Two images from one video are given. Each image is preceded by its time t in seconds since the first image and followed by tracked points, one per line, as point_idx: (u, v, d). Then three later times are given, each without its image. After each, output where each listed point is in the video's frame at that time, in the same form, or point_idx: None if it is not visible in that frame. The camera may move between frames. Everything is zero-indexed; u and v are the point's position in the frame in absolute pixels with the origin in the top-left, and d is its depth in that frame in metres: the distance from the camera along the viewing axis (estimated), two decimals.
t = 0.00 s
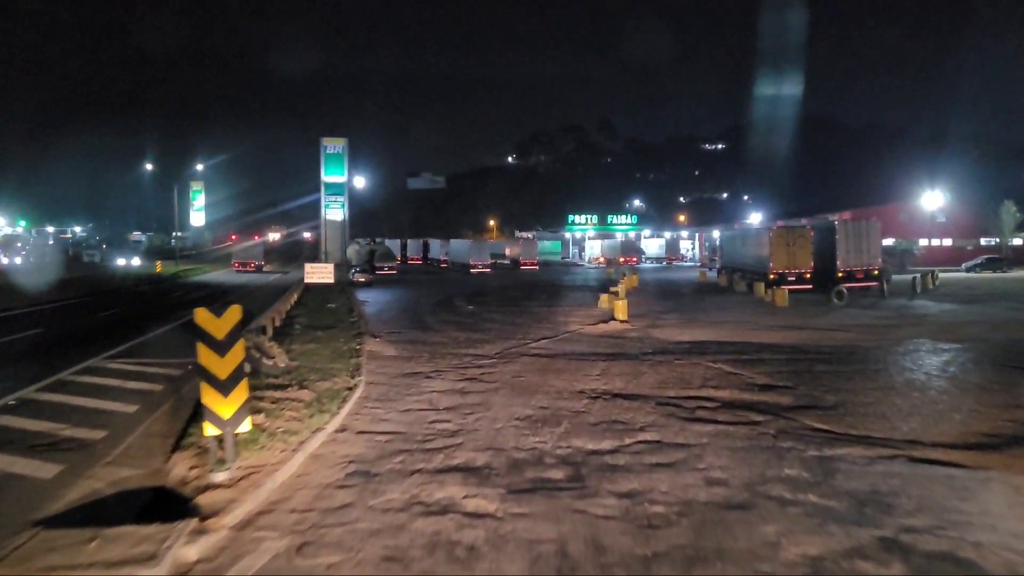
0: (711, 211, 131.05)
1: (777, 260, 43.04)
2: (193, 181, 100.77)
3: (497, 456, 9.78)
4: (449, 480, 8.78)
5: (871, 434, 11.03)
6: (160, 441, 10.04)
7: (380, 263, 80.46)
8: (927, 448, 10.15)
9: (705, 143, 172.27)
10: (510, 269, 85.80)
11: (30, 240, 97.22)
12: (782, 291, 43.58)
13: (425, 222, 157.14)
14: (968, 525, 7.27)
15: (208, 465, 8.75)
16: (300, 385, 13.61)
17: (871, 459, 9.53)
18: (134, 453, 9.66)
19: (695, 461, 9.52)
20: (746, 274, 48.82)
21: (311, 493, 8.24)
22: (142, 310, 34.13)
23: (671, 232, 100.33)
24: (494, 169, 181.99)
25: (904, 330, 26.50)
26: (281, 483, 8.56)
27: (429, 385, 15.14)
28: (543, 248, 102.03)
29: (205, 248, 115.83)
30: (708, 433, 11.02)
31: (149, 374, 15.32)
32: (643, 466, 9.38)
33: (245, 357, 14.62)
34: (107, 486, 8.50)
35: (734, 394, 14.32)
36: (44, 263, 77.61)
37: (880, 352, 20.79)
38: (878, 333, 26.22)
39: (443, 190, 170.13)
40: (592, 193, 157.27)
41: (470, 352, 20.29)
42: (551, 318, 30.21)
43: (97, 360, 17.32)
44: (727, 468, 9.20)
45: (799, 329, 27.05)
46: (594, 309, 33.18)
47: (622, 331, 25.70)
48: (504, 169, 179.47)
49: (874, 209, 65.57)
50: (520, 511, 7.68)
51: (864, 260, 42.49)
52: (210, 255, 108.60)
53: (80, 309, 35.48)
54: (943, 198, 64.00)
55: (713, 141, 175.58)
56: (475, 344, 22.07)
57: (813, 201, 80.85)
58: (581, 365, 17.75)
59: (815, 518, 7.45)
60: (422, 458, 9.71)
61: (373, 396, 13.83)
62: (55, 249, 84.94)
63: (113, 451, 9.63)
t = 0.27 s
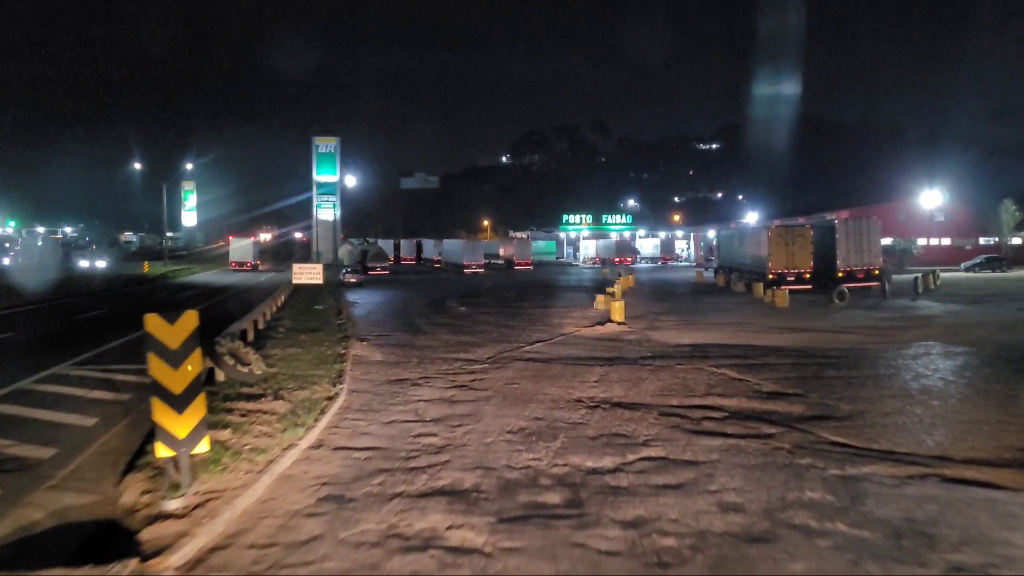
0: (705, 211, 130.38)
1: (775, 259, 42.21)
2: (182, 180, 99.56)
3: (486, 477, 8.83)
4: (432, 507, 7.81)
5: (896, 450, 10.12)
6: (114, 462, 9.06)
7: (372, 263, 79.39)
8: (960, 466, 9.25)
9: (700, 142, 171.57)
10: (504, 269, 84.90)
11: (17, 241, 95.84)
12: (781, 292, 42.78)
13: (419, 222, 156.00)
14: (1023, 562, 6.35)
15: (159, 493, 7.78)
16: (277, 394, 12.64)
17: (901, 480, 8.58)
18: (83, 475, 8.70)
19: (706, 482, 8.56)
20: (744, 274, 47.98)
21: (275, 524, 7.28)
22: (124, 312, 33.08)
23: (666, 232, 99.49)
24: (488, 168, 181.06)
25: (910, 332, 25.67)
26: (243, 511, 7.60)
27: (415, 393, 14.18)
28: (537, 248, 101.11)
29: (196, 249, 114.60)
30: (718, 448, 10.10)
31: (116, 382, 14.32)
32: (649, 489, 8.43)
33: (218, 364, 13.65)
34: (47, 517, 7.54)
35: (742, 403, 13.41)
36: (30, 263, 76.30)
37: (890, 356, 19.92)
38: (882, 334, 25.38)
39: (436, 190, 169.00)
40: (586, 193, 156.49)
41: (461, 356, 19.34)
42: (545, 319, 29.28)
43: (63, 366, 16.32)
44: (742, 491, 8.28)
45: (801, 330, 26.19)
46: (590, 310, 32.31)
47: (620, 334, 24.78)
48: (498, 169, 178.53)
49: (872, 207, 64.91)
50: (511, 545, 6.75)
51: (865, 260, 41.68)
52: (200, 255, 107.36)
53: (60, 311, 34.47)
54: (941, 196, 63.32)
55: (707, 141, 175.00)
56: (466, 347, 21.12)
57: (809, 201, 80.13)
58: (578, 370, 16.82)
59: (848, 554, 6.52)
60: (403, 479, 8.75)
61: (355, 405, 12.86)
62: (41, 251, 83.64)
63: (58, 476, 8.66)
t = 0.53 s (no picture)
0: (701, 210, 129.66)
1: (775, 258, 41.45)
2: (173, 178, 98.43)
3: (476, 498, 7.97)
4: (414, 534, 6.94)
5: (922, 464, 9.31)
6: (62, 482, 8.18)
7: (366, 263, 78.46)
8: (996, 484, 8.43)
9: (695, 141, 170.84)
10: (498, 268, 84.02)
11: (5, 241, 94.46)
12: (780, 291, 42.13)
13: (412, 222, 154.84)
14: None
15: (106, 520, 6.88)
16: (251, 403, 11.74)
17: (935, 502, 7.75)
18: (26, 497, 7.81)
19: (719, 504, 7.72)
20: (742, 273, 47.18)
21: (234, 557, 6.40)
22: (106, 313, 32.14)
23: (662, 231, 98.64)
24: (482, 167, 180.11)
25: (917, 333, 24.84)
26: (198, 540, 6.73)
27: (403, 400, 13.32)
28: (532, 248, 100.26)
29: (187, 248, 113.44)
30: (729, 463, 9.25)
31: (82, 387, 13.42)
32: (656, 511, 7.59)
33: (191, 369, 12.75)
34: None
35: (751, 410, 12.56)
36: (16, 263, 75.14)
37: (900, 357, 19.11)
38: (887, 335, 24.59)
39: (430, 189, 167.88)
40: (581, 191, 155.64)
41: (452, 359, 18.45)
42: (540, 320, 28.40)
43: (30, 371, 15.41)
44: (760, 515, 7.43)
45: (804, 331, 25.40)
46: (586, 310, 31.48)
47: (617, 335, 23.92)
48: (492, 168, 177.61)
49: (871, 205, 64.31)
50: None
51: (866, 258, 40.86)
52: (192, 255, 106.27)
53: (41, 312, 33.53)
54: (941, 194, 62.62)
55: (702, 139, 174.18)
56: (458, 350, 20.24)
57: (806, 200, 79.42)
58: (575, 374, 15.97)
59: None
60: (383, 501, 7.89)
61: (336, 414, 11.96)
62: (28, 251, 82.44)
63: None
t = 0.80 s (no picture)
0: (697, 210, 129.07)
1: (773, 258, 40.76)
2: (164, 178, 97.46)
3: (463, 524, 7.15)
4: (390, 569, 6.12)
5: (952, 482, 8.53)
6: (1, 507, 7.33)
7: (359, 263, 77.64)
8: None
9: (690, 141, 170.22)
10: (493, 268, 83.23)
11: None
12: (779, 291, 41.56)
13: (407, 221, 153.85)
14: None
15: (41, 556, 6.02)
16: (224, 414, 10.92)
17: (974, 528, 6.96)
18: None
19: (735, 530, 6.92)
20: (740, 273, 46.49)
21: None
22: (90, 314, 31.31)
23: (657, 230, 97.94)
24: (477, 167, 179.32)
25: (922, 334, 24.10)
26: None
27: (389, 408, 12.51)
28: (527, 247, 99.37)
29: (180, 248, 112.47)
30: (741, 480, 8.47)
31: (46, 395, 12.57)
32: (664, 538, 6.78)
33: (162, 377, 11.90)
34: None
35: (761, 418, 11.79)
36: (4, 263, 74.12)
37: (908, 360, 18.37)
38: (892, 336, 23.89)
39: (425, 190, 166.97)
40: (576, 191, 154.93)
41: (443, 364, 17.65)
42: (535, 321, 27.61)
43: None
44: (781, 543, 6.63)
45: (806, 333, 24.68)
46: (582, 311, 30.72)
47: (614, 337, 23.12)
48: (487, 167, 176.86)
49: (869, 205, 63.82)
50: None
51: (867, 258, 40.10)
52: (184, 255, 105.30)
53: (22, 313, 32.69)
54: (940, 193, 62.05)
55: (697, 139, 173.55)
56: (449, 353, 19.42)
57: (803, 199, 78.82)
58: (571, 380, 15.17)
59: None
60: (360, 527, 7.06)
61: (315, 424, 11.14)
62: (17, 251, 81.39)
63: None
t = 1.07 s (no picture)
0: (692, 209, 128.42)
1: (772, 258, 40.06)
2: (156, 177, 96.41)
3: (450, 553, 6.39)
4: None
5: (985, 501, 7.80)
6: None
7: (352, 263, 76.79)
8: None
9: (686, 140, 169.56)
10: (488, 268, 82.47)
11: None
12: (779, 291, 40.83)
13: (401, 221, 152.90)
14: None
15: None
16: (195, 424, 10.12)
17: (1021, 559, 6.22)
18: None
19: (753, 561, 6.18)
20: (739, 273, 45.79)
21: None
22: (73, 315, 30.46)
23: (653, 230, 97.26)
24: (472, 166, 178.48)
25: (929, 335, 23.40)
26: None
27: (374, 417, 11.71)
28: (522, 247, 98.68)
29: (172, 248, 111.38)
30: (756, 500, 7.73)
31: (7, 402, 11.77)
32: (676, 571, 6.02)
33: (130, 384, 11.10)
34: None
35: (770, 428, 11.07)
36: None
37: (918, 364, 17.66)
38: (898, 338, 23.17)
39: (419, 190, 166.07)
40: (571, 190, 154.20)
41: (434, 367, 16.89)
42: (530, 322, 26.86)
43: None
44: None
45: (809, 334, 23.94)
46: (578, 312, 29.98)
47: (612, 339, 22.39)
48: (482, 166, 176.04)
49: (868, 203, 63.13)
50: None
51: (867, 258, 39.36)
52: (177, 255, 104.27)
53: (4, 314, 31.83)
54: (939, 191, 61.44)
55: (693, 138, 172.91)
56: (441, 356, 18.67)
57: (800, 198, 78.20)
58: (569, 385, 14.43)
59: None
60: (334, 558, 6.29)
61: (294, 435, 10.37)
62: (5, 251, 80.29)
63: None
